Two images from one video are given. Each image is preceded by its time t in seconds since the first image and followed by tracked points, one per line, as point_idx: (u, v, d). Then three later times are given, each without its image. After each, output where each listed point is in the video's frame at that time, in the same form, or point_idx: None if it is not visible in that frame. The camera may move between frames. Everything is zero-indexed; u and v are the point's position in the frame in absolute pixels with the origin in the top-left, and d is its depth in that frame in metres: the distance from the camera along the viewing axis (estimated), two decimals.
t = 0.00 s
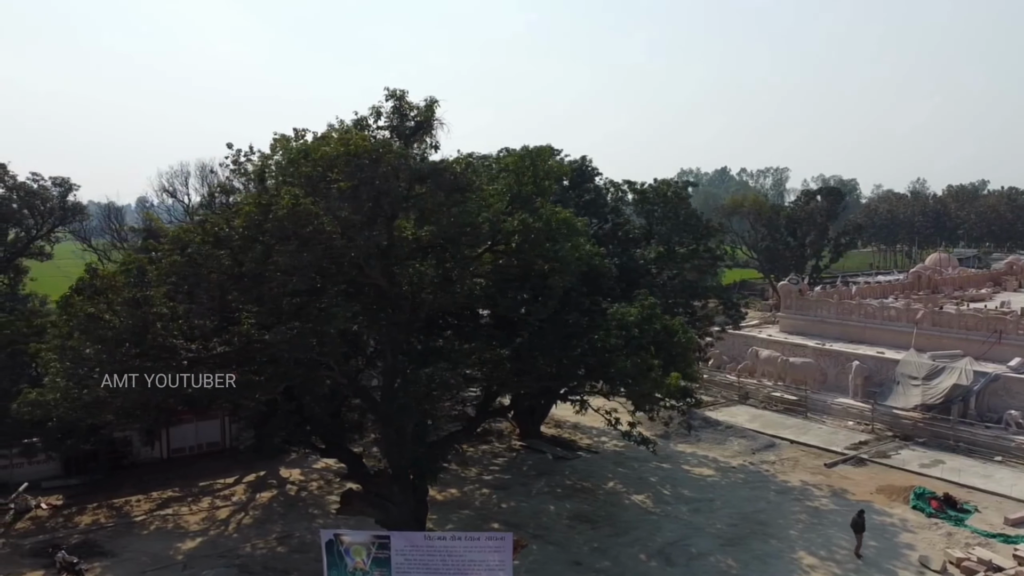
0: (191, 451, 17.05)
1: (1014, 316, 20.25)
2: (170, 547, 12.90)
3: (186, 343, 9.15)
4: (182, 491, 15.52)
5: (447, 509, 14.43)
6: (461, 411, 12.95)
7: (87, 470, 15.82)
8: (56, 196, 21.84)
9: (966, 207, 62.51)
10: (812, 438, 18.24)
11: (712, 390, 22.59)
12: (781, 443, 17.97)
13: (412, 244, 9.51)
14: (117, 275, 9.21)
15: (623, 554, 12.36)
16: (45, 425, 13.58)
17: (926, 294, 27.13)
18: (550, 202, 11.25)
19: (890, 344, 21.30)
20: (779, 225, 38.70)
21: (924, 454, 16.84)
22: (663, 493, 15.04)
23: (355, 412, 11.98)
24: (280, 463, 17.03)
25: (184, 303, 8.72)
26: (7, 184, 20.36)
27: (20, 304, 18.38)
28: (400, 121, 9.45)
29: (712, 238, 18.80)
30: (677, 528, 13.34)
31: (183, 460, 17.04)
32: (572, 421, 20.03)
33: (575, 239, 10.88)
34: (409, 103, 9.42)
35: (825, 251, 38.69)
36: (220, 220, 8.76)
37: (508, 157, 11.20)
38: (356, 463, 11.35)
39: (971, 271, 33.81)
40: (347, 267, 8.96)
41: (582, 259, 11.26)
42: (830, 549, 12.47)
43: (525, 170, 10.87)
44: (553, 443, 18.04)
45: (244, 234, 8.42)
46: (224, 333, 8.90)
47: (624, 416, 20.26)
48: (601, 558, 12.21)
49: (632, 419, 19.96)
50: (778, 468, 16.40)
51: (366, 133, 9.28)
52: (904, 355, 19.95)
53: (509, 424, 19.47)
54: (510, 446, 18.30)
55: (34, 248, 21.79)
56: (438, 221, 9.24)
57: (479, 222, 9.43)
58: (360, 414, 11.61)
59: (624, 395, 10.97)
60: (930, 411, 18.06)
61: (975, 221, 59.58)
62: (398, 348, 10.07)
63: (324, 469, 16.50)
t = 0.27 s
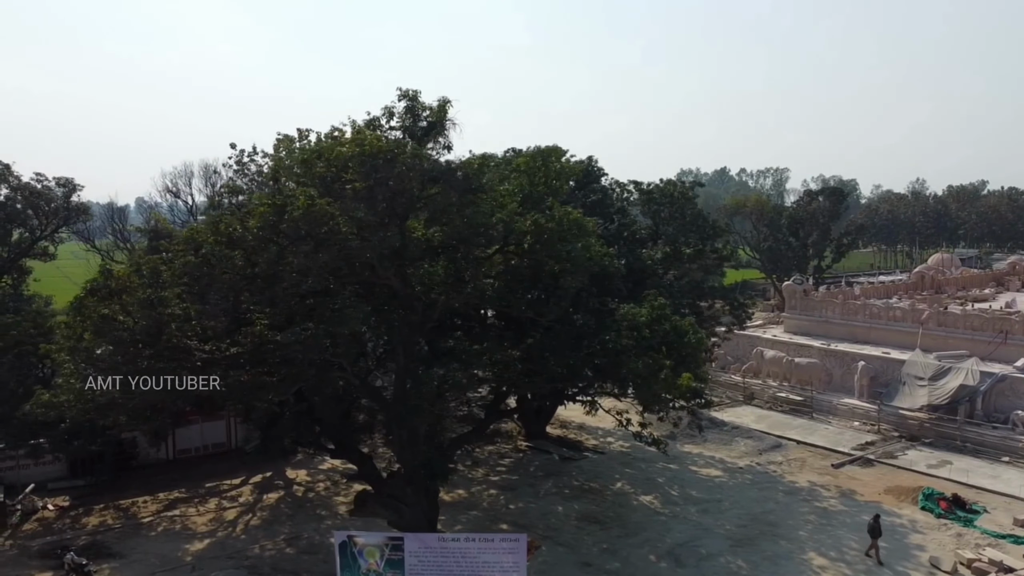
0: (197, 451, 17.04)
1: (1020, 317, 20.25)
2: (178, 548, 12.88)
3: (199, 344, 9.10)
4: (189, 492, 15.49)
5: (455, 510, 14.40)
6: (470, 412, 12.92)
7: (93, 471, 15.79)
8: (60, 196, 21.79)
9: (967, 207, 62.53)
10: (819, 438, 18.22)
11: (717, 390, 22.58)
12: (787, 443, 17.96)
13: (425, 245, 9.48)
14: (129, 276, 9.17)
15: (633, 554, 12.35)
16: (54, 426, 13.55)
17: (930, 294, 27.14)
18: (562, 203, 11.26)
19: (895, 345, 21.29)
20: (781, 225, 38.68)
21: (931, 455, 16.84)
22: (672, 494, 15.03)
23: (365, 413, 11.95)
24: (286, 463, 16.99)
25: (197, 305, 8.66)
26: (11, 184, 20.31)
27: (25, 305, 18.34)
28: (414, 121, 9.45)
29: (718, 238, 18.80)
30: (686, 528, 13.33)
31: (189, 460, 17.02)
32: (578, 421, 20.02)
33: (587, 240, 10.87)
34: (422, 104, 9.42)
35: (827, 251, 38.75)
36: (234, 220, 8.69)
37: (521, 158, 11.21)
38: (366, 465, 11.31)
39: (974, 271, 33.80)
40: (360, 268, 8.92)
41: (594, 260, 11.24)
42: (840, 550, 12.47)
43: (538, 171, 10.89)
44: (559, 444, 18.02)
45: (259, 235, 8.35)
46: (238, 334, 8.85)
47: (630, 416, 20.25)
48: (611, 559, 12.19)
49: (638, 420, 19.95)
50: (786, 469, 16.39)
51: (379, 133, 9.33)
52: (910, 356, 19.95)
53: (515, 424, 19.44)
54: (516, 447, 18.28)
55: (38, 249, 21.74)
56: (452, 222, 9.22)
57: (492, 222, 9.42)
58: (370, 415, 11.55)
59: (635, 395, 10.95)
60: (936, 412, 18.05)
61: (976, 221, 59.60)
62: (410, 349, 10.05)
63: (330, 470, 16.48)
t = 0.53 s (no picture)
0: (200, 452, 17.02)
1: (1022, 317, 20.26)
2: (182, 549, 12.84)
3: (206, 345, 9.07)
4: (192, 493, 15.45)
5: (459, 511, 14.38)
6: (473, 414, 12.92)
7: (95, 472, 15.75)
8: (61, 196, 21.75)
9: (966, 207, 62.57)
10: (822, 439, 18.22)
11: (720, 391, 22.57)
12: (790, 444, 17.96)
13: (431, 246, 9.48)
14: (134, 277, 9.14)
15: (638, 556, 12.33)
16: (57, 427, 13.52)
17: (931, 294, 27.15)
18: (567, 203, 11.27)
19: (898, 345, 21.30)
20: (781, 226, 38.69)
21: (934, 455, 16.83)
22: (676, 494, 15.02)
23: (369, 414, 11.92)
24: (289, 464, 16.97)
25: (205, 306, 8.65)
26: (13, 185, 20.27)
27: (26, 305, 18.32)
28: (421, 121, 9.45)
29: (721, 239, 18.81)
30: (690, 529, 13.31)
31: (191, 461, 17.00)
32: (581, 422, 20.00)
33: (593, 241, 10.87)
34: (429, 104, 9.43)
35: (827, 252, 38.76)
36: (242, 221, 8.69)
37: (527, 158, 11.22)
38: (372, 467, 11.27)
39: (975, 271, 33.81)
40: (367, 268, 8.91)
41: (600, 261, 11.24)
42: (845, 550, 12.46)
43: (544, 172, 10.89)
44: (562, 444, 17.99)
45: (267, 235, 8.37)
46: (244, 335, 8.82)
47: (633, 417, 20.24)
48: (616, 560, 12.17)
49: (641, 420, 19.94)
50: (789, 469, 16.39)
51: (386, 133, 9.36)
52: (912, 356, 19.96)
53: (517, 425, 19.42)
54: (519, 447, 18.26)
55: (39, 249, 21.70)
56: (459, 223, 9.23)
57: (499, 223, 9.41)
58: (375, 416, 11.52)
59: (640, 395, 10.94)
60: (939, 412, 18.05)
61: (976, 221, 59.63)
62: (415, 350, 10.05)
63: (333, 471, 16.46)
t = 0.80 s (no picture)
0: (203, 453, 17.01)
1: None
2: (187, 551, 12.81)
3: (215, 347, 9.05)
4: (196, 494, 15.41)
5: (464, 512, 14.35)
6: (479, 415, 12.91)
7: (99, 473, 15.72)
8: (64, 197, 21.73)
9: (967, 207, 62.63)
10: (826, 440, 18.21)
11: (723, 392, 22.56)
12: (794, 445, 17.95)
13: (439, 247, 9.47)
14: (142, 279, 9.12)
15: (644, 557, 12.31)
16: (61, 428, 13.49)
17: (933, 295, 27.17)
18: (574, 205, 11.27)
19: (901, 345, 21.30)
20: (783, 226, 38.68)
21: (939, 456, 16.83)
22: (681, 495, 15.00)
23: (376, 415, 11.90)
24: (293, 465, 16.94)
25: (213, 307, 8.63)
26: (15, 185, 20.24)
27: (29, 306, 18.29)
28: (428, 122, 9.49)
29: (724, 239, 18.82)
30: (696, 530, 13.30)
31: (195, 463, 16.98)
32: (585, 423, 19.99)
33: (600, 241, 10.87)
34: (437, 104, 9.49)
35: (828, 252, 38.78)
36: (250, 222, 8.68)
37: (534, 160, 11.23)
38: (379, 469, 11.24)
39: (976, 271, 33.84)
40: (376, 269, 8.90)
41: (607, 261, 11.23)
42: (851, 552, 12.44)
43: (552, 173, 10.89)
44: (566, 445, 17.97)
45: (276, 236, 8.38)
46: (253, 337, 8.79)
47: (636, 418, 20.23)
48: (623, 562, 12.15)
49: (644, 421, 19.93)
50: (794, 470, 16.38)
51: (394, 134, 9.37)
52: (916, 357, 19.96)
53: (521, 425, 19.39)
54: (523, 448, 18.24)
55: (41, 250, 21.68)
56: (467, 223, 9.22)
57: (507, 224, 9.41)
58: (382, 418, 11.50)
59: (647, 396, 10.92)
60: (943, 413, 18.05)
61: (976, 222, 59.67)
62: (423, 352, 10.05)
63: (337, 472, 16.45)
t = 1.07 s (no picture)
0: (206, 455, 17.00)
1: None
2: (191, 553, 12.79)
3: (220, 348, 9.05)
4: (198, 495, 15.39)
5: (468, 513, 14.33)
6: (483, 417, 12.91)
7: (102, 475, 15.70)
8: (65, 198, 21.69)
9: (966, 208, 62.66)
10: (829, 441, 18.19)
11: (725, 393, 22.53)
12: (797, 445, 17.95)
13: (445, 248, 9.46)
14: (147, 280, 9.12)
15: (649, 558, 12.30)
16: (64, 429, 13.47)
17: (935, 295, 27.18)
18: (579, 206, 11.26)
19: (903, 346, 21.30)
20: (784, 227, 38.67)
21: (942, 457, 16.82)
22: (684, 496, 14.98)
23: (380, 417, 11.89)
24: (295, 466, 16.93)
25: (220, 309, 8.62)
26: (17, 186, 20.22)
27: (31, 306, 18.27)
28: (434, 123, 9.49)
29: (727, 240, 18.81)
30: (701, 531, 13.28)
31: (197, 464, 16.95)
32: (587, 424, 19.97)
33: (607, 243, 10.83)
34: (443, 106, 9.50)
35: (829, 253, 38.81)
36: (257, 223, 8.68)
37: (540, 162, 11.23)
38: (383, 470, 11.22)
39: (977, 271, 33.85)
40: (382, 271, 8.90)
41: (614, 263, 11.20)
42: (856, 553, 12.43)
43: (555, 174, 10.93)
44: (568, 446, 17.96)
45: (283, 238, 8.38)
46: (259, 339, 8.78)
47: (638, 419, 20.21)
48: (628, 563, 12.14)
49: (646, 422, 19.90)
50: (797, 471, 16.36)
51: (400, 135, 9.36)
52: (918, 357, 19.96)
53: (523, 426, 19.37)
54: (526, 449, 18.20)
55: (42, 250, 21.64)
56: (473, 225, 9.21)
57: (513, 226, 9.40)
58: (387, 419, 11.48)
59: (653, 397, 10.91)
60: (945, 413, 18.04)
61: (976, 222, 59.70)
62: (427, 352, 10.05)
63: (340, 472, 16.45)
